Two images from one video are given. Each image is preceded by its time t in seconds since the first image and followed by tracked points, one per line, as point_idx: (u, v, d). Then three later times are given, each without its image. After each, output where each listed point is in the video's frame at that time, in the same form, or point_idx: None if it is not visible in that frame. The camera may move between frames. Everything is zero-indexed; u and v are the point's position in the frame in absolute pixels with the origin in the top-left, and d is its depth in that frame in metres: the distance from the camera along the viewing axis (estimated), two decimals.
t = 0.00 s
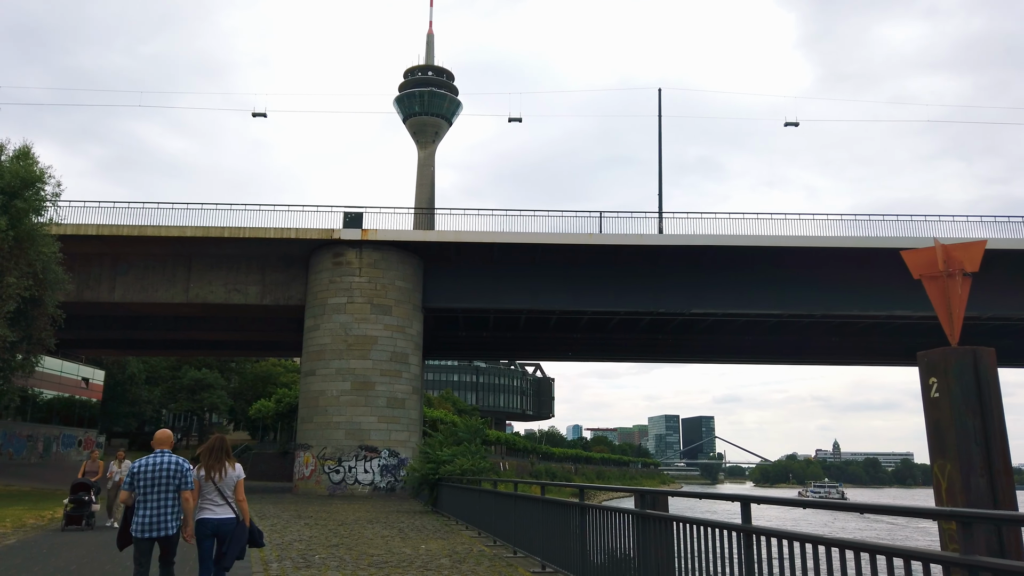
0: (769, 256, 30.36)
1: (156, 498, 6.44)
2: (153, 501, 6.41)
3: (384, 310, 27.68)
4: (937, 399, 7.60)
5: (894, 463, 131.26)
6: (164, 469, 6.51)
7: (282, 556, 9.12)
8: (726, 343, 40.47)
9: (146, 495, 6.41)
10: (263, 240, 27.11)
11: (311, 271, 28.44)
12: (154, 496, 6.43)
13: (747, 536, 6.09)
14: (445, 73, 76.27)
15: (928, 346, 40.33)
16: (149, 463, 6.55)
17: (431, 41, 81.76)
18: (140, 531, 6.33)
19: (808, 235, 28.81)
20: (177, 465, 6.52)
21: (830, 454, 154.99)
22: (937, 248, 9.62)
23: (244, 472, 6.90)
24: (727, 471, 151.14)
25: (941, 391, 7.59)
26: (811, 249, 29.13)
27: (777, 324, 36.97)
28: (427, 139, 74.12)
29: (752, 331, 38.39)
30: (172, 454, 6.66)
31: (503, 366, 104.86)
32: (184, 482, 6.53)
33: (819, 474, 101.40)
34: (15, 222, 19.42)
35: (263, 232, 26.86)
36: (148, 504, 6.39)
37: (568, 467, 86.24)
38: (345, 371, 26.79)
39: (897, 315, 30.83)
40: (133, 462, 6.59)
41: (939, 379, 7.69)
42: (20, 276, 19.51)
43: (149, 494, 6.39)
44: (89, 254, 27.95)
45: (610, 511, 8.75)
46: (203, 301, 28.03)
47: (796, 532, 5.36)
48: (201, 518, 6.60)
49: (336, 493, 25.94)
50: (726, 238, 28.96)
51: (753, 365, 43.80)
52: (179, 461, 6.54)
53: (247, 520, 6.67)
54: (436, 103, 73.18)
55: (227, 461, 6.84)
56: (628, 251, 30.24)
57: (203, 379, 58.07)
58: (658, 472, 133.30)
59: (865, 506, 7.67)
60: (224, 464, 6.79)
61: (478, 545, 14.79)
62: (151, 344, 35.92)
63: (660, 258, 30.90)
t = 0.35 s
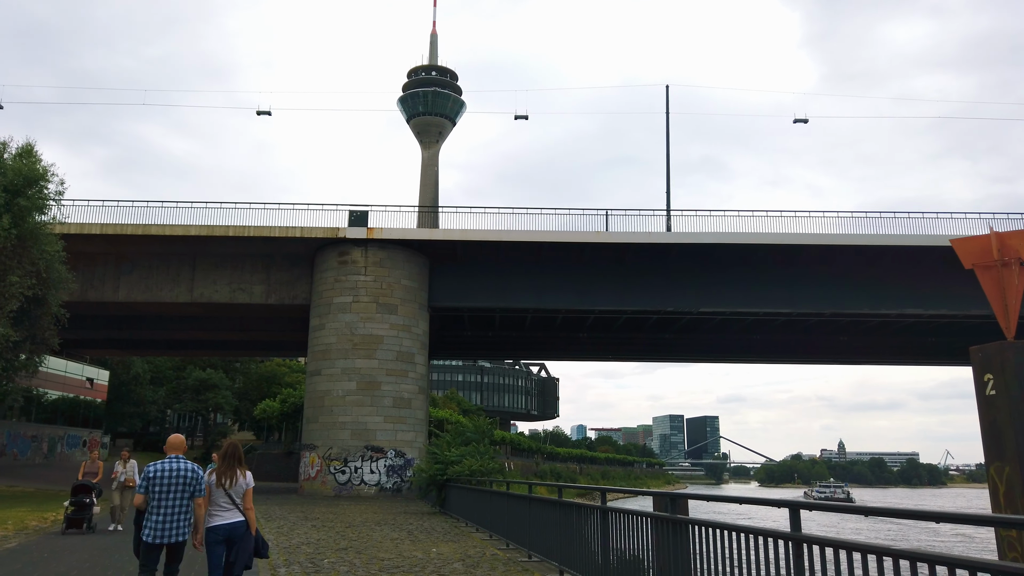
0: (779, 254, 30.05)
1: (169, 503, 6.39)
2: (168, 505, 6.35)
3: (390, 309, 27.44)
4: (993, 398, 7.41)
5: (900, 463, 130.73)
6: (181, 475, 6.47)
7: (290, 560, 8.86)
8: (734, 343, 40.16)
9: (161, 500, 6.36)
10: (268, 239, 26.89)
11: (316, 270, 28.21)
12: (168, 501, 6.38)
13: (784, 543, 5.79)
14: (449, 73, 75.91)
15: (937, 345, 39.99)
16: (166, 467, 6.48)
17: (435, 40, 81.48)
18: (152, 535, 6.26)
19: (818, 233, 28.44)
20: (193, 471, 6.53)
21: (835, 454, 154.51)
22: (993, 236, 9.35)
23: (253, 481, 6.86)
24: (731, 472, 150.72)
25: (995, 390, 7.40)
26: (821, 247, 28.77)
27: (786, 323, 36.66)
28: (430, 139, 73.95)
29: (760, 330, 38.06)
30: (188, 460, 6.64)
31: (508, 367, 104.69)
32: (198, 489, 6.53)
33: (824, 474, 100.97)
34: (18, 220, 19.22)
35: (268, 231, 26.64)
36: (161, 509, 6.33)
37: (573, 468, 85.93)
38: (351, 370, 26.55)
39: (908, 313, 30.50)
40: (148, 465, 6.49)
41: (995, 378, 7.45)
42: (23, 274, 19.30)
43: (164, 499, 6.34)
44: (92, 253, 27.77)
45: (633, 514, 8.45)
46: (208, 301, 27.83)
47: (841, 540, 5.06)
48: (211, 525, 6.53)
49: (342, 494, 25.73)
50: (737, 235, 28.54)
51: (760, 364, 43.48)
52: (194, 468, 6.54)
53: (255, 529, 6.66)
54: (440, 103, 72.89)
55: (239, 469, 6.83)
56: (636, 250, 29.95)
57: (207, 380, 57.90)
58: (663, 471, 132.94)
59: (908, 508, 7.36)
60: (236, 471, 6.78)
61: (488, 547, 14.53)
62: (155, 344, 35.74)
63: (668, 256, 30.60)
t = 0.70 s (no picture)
0: (794, 253, 29.64)
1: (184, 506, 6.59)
2: (183, 507, 6.57)
3: (401, 311, 27.22)
4: None
5: (911, 466, 129.54)
6: (193, 477, 6.66)
7: (304, 564, 8.61)
8: (745, 344, 39.76)
9: (176, 503, 6.56)
10: (277, 240, 26.71)
11: (326, 271, 28.04)
12: (183, 502, 6.59)
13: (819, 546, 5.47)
14: (457, 77, 75.70)
15: (952, 347, 39.46)
16: (179, 470, 6.67)
17: (443, 44, 81.38)
18: (169, 538, 6.48)
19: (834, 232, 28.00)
20: (205, 472, 6.72)
21: (845, 457, 153.14)
22: None
23: (269, 480, 6.99)
24: (741, 475, 149.81)
25: None
26: (837, 246, 28.32)
27: (800, 325, 36.23)
28: (438, 142, 73.80)
29: (773, 332, 37.64)
30: (200, 462, 6.83)
31: (517, 370, 104.39)
32: (212, 489, 6.72)
33: (834, 477, 100.16)
34: (27, 221, 19.10)
35: (278, 232, 26.48)
36: (175, 511, 6.54)
37: (581, 471, 85.41)
38: (361, 372, 26.34)
39: (926, 314, 30.04)
40: (162, 468, 6.69)
41: None
42: (32, 275, 19.18)
43: (179, 501, 6.54)
44: (102, 255, 27.69)
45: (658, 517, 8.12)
46: (217, 303, 27.69)
47: (883, 542, 4.75)
48: (227, 524, 6.71)
49: (353, 497, 25.49)
50: (751, 236, 28.07)
51: (773, 366, 43.04)
52: (206, 469, 6.72)
53: (275, 528, 6.76)
54: (448, 106, 72.77)
55: (255, 468, 6.97)
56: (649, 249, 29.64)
57: (216, 383, 57.77)
58: (672, 475, 132.25)
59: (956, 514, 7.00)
60: (252, 471, 6.93)
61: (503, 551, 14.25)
62: (165, 346, 35.63)
63: (681, 256, 30.28)
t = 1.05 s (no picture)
0: (806, 253, 29.29)
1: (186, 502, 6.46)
2: (185, 504, 6.43)
3: (409, 312, 27.02)
4: None
5: (921, 468, 128.63)
6: (194, 473, 6.53)
7: (315, 569, 8.36)
8: (756, 346, 39.38)
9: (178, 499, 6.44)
10: (285, 241, 26.54)
11: (334, 272, 27.86)
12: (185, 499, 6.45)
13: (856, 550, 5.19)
14: (464, 79, 75.55)
15: (966, 349, 38.98)
16: (180, 466, 6.56)
17: (450, 46, 81.27)
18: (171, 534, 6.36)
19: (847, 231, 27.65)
20: (207, 469, 6.57)
21: (854, 460, 152.18)
22: None
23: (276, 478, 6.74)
24: (749, 477, 149.11)
25: None
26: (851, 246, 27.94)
27: (812, 325, 35.86)
28: (445, 145, 73.66)
29: (785, 333, 37.26)
30: (202, 458, 6.69)
31: (524, 372, 104.13)
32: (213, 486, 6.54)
33: (843, 480, 99.53)
34: (34, 221, 18.97)
35: (285, 233, 26.31)
36: (177, 508, 6.41)
37: (589, 473, 85.06)
38: (370, 374, 26.12)
39: (941, 314, 29.61)
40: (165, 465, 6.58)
41: None
42: (39, 276, 19.05)
43: (180, 497, 6.42)
44: (110, 256, 27.58)
45: (678, 520, 7.84)
46: (225, 304, 27.54)
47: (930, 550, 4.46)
48: (234, 522, 6.51)
49: (361, 500, 25.27)
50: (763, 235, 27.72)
51: (784, 368, 42.65)
52: (208, 466, 6.58)
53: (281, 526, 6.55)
54: (455, 108, 72.48)
55: (261, 466, 6.75)
56: (659, 250, 29.35)
57: (224, 385, 57.66)
58: (680, 478, 131.62)
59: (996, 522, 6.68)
60: (257, 469, 6.71)
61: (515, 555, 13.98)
62: (173, 347, 35.52)
63: (691, 257, 29.97)
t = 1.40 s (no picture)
0: (818, 255, 28.92)
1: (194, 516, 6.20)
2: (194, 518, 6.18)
3: (417, 315, 26.76)
4: None
5: (931, 472, 127.58)
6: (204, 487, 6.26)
7: None
8: (767, 349, 38.96)
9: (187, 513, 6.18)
10: (293, 244, 26.33)
11: (342, 275, 27.64)
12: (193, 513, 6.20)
13: (892, 561, 4.85)
14: (470, 83, 75.43)
15: (980, 352, 38.46)
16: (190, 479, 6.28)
17: (456, 51, 81.22)
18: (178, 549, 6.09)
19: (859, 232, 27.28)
20: (217, 483, 6.31)
21: (863, 464, 151.07)
22: None
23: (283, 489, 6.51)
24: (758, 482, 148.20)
25: None
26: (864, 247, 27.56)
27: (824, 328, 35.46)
28: (451, 149, 73.51)
29: (796, 336, 36.86)
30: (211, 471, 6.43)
31: (531, 376, 103.74)
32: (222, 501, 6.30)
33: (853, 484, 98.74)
34: (39, 224, 18.79)
35: (293, 236, 26.08)
36: (186, 522, 6.15)
37: (596, 478, 84.56)
38: (377, 378, 25.86)
39: (956, 316, 29.15)
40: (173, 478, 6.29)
41: None
42: (44, 279, 18.86)
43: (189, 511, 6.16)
44: (116, 260, 27.42)
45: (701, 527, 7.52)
46: (232, 308, 27.33)
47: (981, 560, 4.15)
48: (241, 534, 6.25)
49: (369, 505, 25.00)
50: (775, 237, 27.35)
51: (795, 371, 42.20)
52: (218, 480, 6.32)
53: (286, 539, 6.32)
54: (461, 113, 72.38)
55: (268, 477, 6.50)
56: (669, 252, 29.03)
57: (231, 390, 57.44)
58: (688, 483, 130.96)
59: None
60: (264, 480, 6.47)
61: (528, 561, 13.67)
62: (180, 352, 35.36)
63: (702, 259, 29.63)
